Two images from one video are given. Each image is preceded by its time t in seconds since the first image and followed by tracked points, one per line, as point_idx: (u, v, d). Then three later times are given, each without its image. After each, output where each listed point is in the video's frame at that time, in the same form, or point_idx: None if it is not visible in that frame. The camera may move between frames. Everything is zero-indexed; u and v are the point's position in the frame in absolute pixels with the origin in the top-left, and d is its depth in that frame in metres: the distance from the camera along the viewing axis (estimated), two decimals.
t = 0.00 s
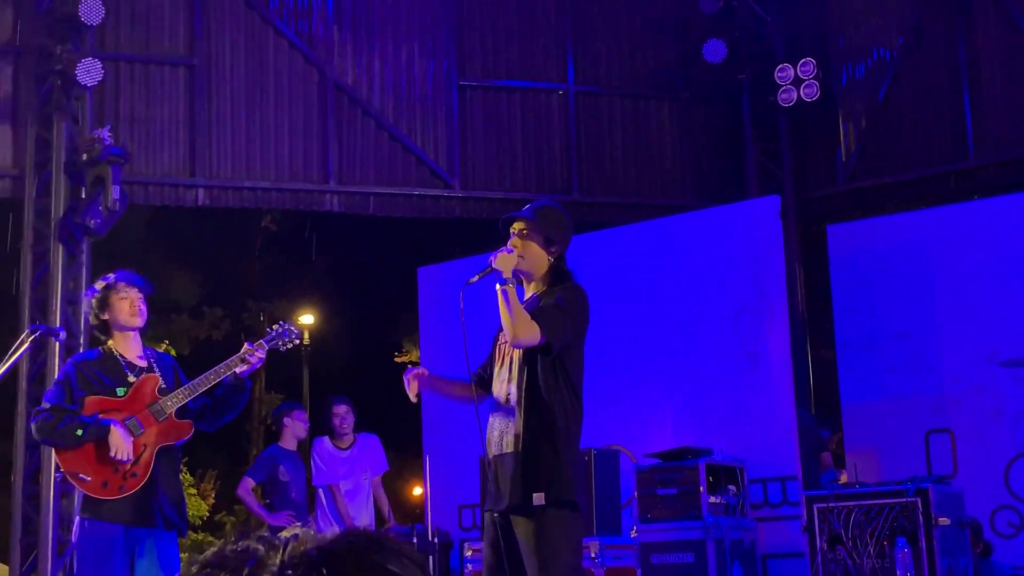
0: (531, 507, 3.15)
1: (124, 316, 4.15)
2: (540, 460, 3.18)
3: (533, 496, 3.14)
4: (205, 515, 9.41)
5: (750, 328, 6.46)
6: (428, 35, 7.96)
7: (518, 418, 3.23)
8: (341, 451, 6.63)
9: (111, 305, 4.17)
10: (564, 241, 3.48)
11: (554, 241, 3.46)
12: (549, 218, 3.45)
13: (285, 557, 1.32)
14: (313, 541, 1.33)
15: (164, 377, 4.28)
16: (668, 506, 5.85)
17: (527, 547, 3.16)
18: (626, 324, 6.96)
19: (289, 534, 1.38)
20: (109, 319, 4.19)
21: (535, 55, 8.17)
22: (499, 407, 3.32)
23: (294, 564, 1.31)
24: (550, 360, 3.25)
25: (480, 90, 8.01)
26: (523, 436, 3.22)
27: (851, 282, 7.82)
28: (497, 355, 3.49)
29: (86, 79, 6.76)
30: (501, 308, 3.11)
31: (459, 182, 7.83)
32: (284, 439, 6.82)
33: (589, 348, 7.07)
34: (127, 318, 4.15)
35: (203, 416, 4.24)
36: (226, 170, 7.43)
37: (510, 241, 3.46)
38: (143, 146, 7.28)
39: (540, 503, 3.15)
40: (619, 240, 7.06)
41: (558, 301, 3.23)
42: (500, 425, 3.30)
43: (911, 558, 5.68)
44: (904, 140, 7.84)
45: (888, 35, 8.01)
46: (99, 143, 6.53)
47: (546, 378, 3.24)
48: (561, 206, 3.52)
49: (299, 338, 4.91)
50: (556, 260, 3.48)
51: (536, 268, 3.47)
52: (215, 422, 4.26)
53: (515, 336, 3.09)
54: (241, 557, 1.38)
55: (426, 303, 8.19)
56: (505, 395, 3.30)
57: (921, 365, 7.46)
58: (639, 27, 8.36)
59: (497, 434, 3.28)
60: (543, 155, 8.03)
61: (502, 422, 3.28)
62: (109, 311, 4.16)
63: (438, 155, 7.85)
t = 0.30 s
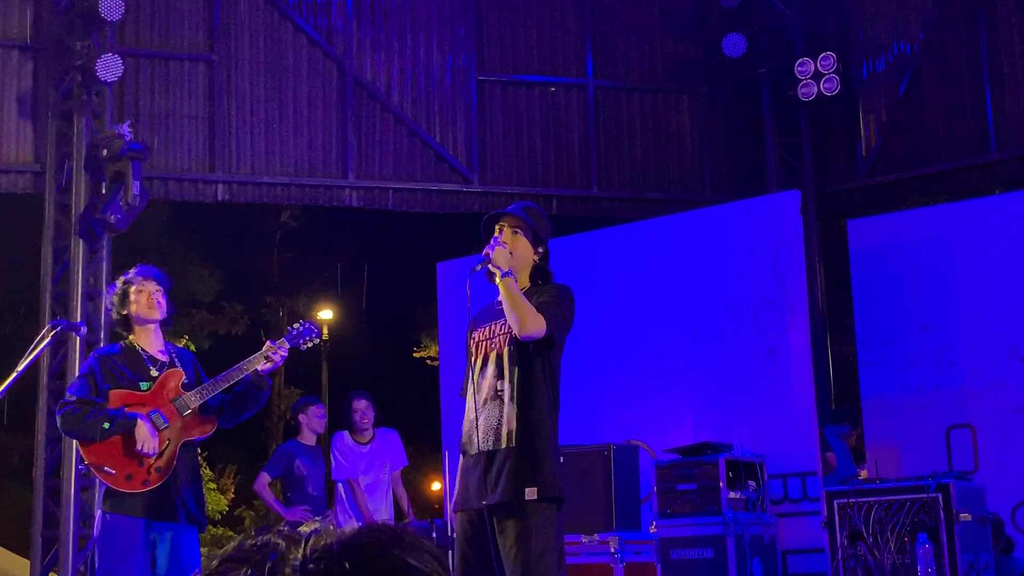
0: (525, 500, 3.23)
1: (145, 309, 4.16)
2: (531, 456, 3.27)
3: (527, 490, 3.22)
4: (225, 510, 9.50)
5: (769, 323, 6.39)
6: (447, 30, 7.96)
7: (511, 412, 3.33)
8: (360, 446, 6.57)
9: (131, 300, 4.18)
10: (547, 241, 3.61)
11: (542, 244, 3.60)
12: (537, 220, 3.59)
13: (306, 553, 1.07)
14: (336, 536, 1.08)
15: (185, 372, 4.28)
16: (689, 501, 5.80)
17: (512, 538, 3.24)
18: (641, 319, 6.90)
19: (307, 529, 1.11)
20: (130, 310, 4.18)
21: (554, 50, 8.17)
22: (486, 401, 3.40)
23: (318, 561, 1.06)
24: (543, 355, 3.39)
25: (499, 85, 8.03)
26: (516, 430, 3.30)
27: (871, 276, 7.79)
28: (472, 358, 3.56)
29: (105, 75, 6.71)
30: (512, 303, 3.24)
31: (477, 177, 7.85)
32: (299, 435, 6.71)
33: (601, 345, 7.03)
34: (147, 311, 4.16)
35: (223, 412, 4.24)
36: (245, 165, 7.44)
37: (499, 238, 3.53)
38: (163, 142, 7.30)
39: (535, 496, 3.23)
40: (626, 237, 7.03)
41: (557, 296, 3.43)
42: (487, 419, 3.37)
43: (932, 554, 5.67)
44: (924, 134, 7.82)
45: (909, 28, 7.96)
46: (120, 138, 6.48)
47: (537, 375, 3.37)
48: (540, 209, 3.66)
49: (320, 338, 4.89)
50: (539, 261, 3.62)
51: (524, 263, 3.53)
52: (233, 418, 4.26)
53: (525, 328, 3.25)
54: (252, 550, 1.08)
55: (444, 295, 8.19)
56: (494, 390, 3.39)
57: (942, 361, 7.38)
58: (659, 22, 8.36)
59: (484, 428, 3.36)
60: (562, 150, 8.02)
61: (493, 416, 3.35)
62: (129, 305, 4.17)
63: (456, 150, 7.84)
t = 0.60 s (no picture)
0: (531, 496, 3.22)
1: (160, 308, 4.17)
2: (538, 453, 3.28)
3: (534, 487, 3.22)
4: (238, 508, 9.51)
5: (782, 320, 6.37)
6: (458, 29, 7.96)
7: (518, 410, 3.33)
8: (373, 445, 6.56)
9: (147, 298, 4.19)
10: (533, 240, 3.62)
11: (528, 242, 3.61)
12: (520, 218, 3.60)
13: (315, 549, 0.98)
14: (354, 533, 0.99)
15: (201, 371, 4.28)
16: (701, 499, 5.78)
17: (525, 534, 3.24)
18: (650, 319, 6.88)
19: (319, 524, 1.03)
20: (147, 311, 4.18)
21: (565, 47, 8.16)
22: (489, 400, 3.39)
23: (328, 558, 0.97)
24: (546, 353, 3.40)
25: (510, 82, 8.01)
26: (523, 429, 3.31)
27: (883, 273, 7.76)
28: (466, 358, 3.53)
29: (117, 74, 6.76)
30: (522, 301, 3.26)
31: (489, 174, 7.84)
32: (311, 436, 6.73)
33: (608, 346, 7.01)
34: (162, 310, 4.16)
35: (235, 413, 4.25)
36: (257, 164, 7.45)
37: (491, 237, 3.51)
38: (175, 141, 7.31)
39: (544, 493, 3.22)
40: (637, 235, 7.01)
41: (557, 294, 3.46)
42: (491, 419, 3.36)
43: (946, 551, 5.75)
44: (937, 131, 7.79)
45: (921, 24, 7.94)
46: (132, 137, 6.49)
47: (540, 372, 3.39)
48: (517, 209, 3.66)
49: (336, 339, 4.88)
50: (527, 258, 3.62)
51: (517, 259, 3.55)
52: (246, 419, 4.27)
53: (538, 326, 3.27)
54: (262, 549, 1.01)
55: (456, 296, 8.09)
56: (497, 390, 3.39)
57: (956, 358, 7.34)
58: (671, 20, 8.35)
59: (488, 428, 3.36)
60: (573, 148, 8.01)
61: (498, 415, 3.35)
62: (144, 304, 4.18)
63: (468, 148, 7.84)
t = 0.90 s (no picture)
0: (541, 496, 3.23)
1: (176, 313, 4.18)
2: (545, 452, 3.28)
3: (544, 486, 3.23)
4: (243, 511, 9.51)
5: (786, 319, 6.36)
6: (460, 30, 7.96)
7: (525, 411, 3.33)
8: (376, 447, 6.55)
9: (162, 302, 4.19)
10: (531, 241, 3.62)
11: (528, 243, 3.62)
12: (520, 220, 3.60)
13: (292, 551, 1.06)
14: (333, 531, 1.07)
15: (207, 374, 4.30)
16: (706, 500, 5.78)
17: (536, 535, 3.24)
18: (654, 319, 6.88)
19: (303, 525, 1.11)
20: (161, 315, 4.18)
21: (568, 48, 8.16)
22: (495, 400, 3.40)
23: (305, 559, 1.05)
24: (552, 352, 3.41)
25: (513, 83, 8.02)
26: (530, 428, 3.31)
27: (887, 273, 7.75)
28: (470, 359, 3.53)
29: (122, 78, 6.75)
30: (531, 304, 3.25)
31: (493, 176, 7.85)
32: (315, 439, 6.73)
33: (613, 347, 7.02)
34: (178, 315, 4.17)
35: (239, 416, 4.24)
36: (261, 166, 7.46)
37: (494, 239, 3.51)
38: (178, 144, 7.33)
39: (553, 492, 3.23)
40: (642, 235, 7.02)
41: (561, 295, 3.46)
42: (497, 419, 3.36)
43: (953, 550, 5.69)
44: (940, 130, 7.78)
45: (924, 23, 7.94)
46: (136, 141, 6.50)
47: (547, 371, 3.40)
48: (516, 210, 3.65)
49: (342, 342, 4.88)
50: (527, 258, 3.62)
51: (519, 261, 3.54)
52: (249, 423, 4.26)
53: (548, 328, 3.27)
54: (245, 551, 1.08)
55: (460, 298, 8.07)
56: (503, 390, 3.39)
57: (961, 357, 7.32)
58: (674, 20, 8.35)
59: (494, 428, 3.35)
60: (577, 148, 8.01)
61: (505, 415, 3.35)
62: (159, 308, 4.18)
63: (471, 150, 7.85)
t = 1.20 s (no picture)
0: (543, 498, 3.23)
1: (181, 317, 4.23)
2: (546, 455, 3.29)
3: (545, 489, 3.23)
4: (244, 515, 9.51)
5: (786, 321, 6.37)
6: (459, 33, 7.97)
7: (527, 413, 3.33)
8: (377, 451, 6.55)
9: (167, 305, 4.23)
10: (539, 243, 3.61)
11: (536, 245, 3.61)
12: (525, 222, 3.59)
13: (276, 558, 1.07)
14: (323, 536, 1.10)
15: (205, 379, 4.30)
16: (706, 501, 5.76)
17: (535, 536, 3.23)
18: (655, 319, 6.88)
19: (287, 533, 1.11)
20: (167, 318, 4.21)
21: (568, 52, 8.17)
22: (496, 402, 3.38)
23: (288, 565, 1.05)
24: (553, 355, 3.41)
25: (512, 87, 8.03)
26: (532, 430, 3.31)
27: (886, 273, 7.75)
28: (472, 360, 3.50)
29: (119, 82, 6.74)
30: (536, 307, 3.26)
31: (491, 179, 7.85)
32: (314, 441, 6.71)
33: (613, 347, 7.02)
34: (184, 319, 4.22)
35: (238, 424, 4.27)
36: (260, 170, 7.46)
37: (497, 243, 3.52)
38: (177, 147, 7.33)
39: (555, 494, 3.24)
40: (642, 236, 7.01)
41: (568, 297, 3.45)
42: (498, 421, 3.35)
43: (952, 552, 5.58)
44: (939, 131, 7.79)
45: (922, 24, 7.94)
46: (134, 146, 6.50)
47: (549, 373, 3.41)
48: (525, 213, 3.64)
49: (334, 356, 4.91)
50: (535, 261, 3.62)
51: (524, 264, 3.55)
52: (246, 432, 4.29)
53: (553, 330, 3.28)
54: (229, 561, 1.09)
55: (460, 301, 8.08)
56: (505, 392, 3.38)
57: (961, 357, 7.31)
58: (672, 22, 8.36)
59: (495, 430, 3.34)
60: (575, 151, 8.02)
61: (506, 417, 3.34)
62: (165, 311, 4.21)
63: (470, 152, 7.85)
